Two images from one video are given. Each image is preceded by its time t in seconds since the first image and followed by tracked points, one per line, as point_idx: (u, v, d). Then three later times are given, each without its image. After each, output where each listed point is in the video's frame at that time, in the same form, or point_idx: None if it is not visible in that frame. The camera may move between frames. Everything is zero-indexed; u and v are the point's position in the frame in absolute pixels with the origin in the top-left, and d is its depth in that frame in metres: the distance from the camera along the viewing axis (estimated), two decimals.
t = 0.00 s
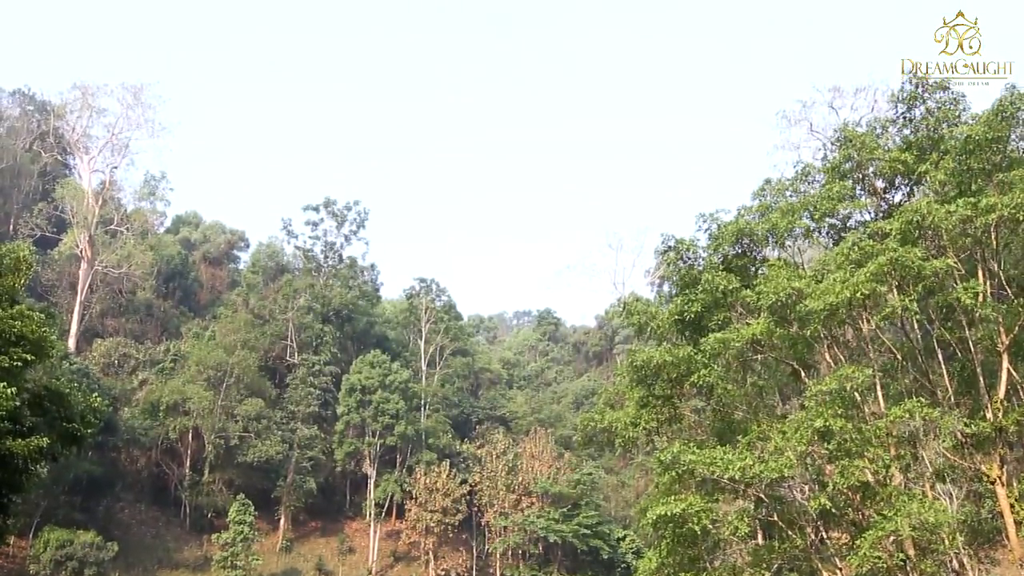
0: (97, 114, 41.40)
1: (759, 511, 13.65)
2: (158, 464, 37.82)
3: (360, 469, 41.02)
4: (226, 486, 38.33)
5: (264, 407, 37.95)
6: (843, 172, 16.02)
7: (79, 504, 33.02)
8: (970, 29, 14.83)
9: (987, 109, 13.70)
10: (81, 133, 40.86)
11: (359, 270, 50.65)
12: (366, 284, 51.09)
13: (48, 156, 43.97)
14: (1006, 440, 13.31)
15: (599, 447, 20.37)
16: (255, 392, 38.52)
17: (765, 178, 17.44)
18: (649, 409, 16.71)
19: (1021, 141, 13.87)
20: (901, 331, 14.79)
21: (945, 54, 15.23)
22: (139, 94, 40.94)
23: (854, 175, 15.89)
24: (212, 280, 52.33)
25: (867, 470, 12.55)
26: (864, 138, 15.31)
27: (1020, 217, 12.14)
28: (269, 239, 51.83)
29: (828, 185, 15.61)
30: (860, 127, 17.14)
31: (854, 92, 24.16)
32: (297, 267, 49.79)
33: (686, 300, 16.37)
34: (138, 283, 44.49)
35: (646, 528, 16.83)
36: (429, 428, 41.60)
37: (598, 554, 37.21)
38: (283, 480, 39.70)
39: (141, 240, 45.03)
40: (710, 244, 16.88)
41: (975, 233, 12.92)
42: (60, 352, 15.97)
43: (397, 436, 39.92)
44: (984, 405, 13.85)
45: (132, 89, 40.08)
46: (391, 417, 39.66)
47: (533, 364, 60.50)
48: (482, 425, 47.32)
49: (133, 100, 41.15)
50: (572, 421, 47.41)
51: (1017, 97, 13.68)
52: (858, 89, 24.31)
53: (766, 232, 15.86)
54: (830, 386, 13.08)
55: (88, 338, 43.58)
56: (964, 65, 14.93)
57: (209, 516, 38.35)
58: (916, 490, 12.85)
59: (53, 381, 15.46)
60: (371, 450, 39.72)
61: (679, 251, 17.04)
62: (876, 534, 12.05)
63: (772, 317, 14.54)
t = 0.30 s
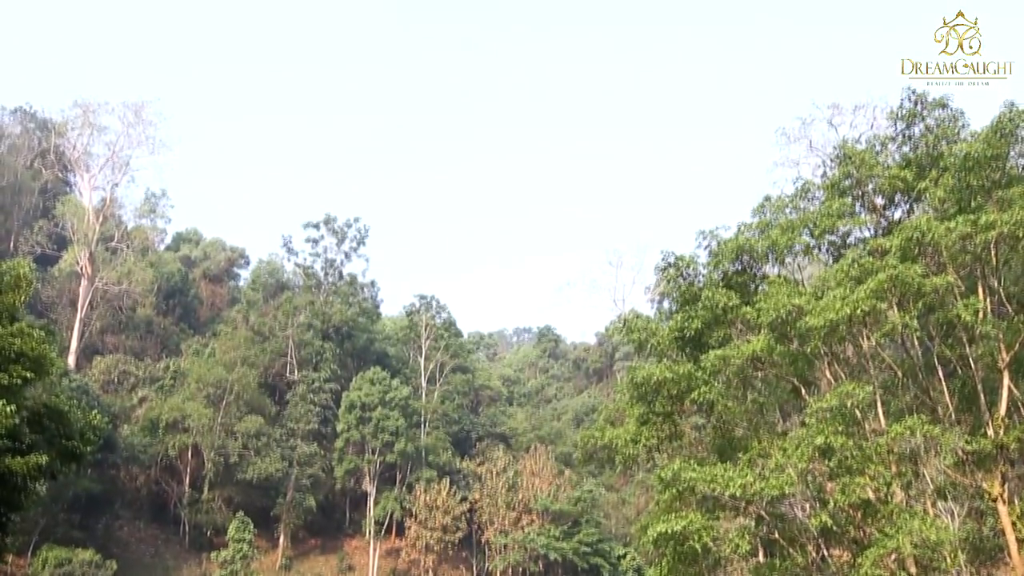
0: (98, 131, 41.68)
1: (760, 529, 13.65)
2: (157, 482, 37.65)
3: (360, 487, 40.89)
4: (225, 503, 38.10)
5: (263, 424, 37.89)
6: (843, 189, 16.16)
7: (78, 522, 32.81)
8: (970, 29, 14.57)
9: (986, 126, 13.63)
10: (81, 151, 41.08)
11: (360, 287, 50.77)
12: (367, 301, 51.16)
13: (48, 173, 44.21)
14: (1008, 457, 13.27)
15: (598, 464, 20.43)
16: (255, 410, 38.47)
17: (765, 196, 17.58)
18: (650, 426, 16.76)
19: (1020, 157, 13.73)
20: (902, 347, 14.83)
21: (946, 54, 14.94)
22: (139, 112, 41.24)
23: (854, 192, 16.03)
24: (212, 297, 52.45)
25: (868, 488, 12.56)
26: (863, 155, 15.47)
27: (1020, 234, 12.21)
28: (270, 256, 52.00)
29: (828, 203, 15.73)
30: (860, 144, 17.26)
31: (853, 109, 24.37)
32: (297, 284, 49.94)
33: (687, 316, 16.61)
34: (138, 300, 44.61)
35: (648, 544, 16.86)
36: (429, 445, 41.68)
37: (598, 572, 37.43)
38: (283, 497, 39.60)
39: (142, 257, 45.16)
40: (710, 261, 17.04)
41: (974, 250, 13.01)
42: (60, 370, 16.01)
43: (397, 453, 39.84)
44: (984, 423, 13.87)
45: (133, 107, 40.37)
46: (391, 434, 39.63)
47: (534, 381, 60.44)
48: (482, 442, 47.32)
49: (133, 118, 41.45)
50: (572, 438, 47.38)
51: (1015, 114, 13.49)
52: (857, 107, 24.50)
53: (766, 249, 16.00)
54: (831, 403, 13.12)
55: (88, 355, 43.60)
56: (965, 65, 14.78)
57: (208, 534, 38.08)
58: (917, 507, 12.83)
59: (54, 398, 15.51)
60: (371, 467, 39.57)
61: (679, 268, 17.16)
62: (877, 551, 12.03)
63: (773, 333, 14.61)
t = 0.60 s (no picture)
0: (99, 150, 41.96)
1: (762, 548, 13.66)
2: (156, 501, 37.50)
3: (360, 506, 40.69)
4: (224, 522, 38.00)
5: (263, 442, 37.80)
6: (843, 207, 16.32)
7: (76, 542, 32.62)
8: (970, 29, 14.90)
9: (985, 144, 13.81)
10: (82, 170, 41.34)
11: (360, 305, 50.84)
12: (366, 319, 51.16)
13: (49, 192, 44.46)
14: (1010, 475, 13.27)
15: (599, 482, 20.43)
16: (255, 428, 38.44)
17: (765, 214, 17.75)
18: (650, 445, 16.82)
19: (1020, 175, 13.94)
20: (902, 365, 14.86)
21: (946, 54, 15.23)
22: (140, 131, 41.55)
23: (853, 211, 16.20)
24: (212, 315, 52.54)
25: (868, 506, 12.60)
26: (862, 173, 15.62)
27: (1020, 251, 12.33)
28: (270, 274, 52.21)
29: (828, 221, 15.86)
30: (859, 162, 17.42)
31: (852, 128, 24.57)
32: (297, 302, 50.04)
33: (686, 335, 16.62)
34: (138, 318, 44.71)
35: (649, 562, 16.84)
36: (430, 464, 41.66)
37: None
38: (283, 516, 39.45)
39: (142, 275, 45.25)
40: (710, 279, 17.20)
41: (974, 267, 13.08)
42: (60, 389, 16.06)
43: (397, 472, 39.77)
44: (985, 440, 13.89)
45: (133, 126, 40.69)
46: (391, 452, 39.58)
47: (534, 399, 60.30)
48: (482, 461, 47.21)
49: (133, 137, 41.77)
50: (572, 457, 47.21)
51: (1012, 133, 13.73)
52: (857, 125, 24.62)
53: (766, 267, 16.14)
54: (832, 421, 13.18)
55: (88, 374, 43.60)
56: (964, 65, 15.08)
57: (207, 553, 37.77)
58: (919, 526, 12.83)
59: (52, 416, 15.55)
60: (371, 486, 39.43)
61: (679, 286, 17.29)
62: (879, 569, 12.03)
63: (773, 351, 14.69)
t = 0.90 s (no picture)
0: (100, 168, 42.23)
1: (763, 567, 13.66)
2: (155, 518, 37.27)
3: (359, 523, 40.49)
4: (224, 539, 37.68)
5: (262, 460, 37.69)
6: (842, 224, 16.48)
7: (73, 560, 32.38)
8: (969, 29, 15.43)
9: (984, 162, 14.02)
10: (83, 187, 41.57)
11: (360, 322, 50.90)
12: (366, 336, 51.20)
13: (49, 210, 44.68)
14: (1012, 493, 13.30)
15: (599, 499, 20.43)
16: (254, 446, 38.46)
17: (765, 231, 17.92)
18: (651, 462, 16.83)
19: (1019, 193, 14.17)
20: (903, 383, 14.89)
21: (946, 53, 15.82)
22: (141, 149, 41.86)
23: (853, 227, 16.36)
24: (212, 332, 52.59)
25: (870, 524, 12.59)
26: (861, 191, 15.79)
27: (1019, 268, 12.42)
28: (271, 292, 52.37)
29: (828, 238, 16.01)
30: (858, 179, 17.60)
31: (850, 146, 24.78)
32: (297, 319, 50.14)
33: (686, 352, 16.71)
34: (138, 335, 44.79)
35: None
36: (429, 481, 41.58)
37: None
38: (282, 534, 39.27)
39: (142, 292, 45.31)
40: (709, 295, 17.28)
41: (974, 284, 13.15)
42: (59, 406, 16.12)
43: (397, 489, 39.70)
44: (986, 458, 13.91)
45: (134, 144, 40.99)
46: (391, 470, 39.48)
47: (534, 416, 60.27)
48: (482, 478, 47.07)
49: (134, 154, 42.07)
50: (572, 474, 47.05)
51: (1012, 150, 13.98)
52: (855, 143, 24.86)
53: (766, 283, 16.26)
54: (832, 439, 13.25)
55: (87, 391, 43.57)
56: (964, 65, 15.60)
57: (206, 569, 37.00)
58: (920, 545, 12.80)
59: (51, 434, 15.63)
60: (371, 503, 39.35)
61: (679, 303, 17.42)
62: None
63: (773, 369, 14.78)
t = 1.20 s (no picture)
0: (100, 185, 42.52)
1: None
2: (154, 537, 36.98)
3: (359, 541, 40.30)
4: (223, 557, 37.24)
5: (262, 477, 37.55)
6: (842, 241, 16.60)
7: None
8: (969, 30, 15.17)
9: (983, 179, 14.16)
10: (83, 205, 41.81)
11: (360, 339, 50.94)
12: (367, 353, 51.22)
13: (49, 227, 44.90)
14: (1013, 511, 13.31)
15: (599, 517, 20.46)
16: (254, 464, 38.49)
17: (765, 247, 18.07)
18: (652, 480, 16.79)
19: (1019, 210, 14.37)
20: (904, 400, 14.92)
21: (945, 54, 15.49)
22: (141, 166, 42.12)
23: (852, 245, 16.49)
24: (212, 349, 52.60)
25: (871, 542, 12.56)
26: (861, 208, 15.94)
27: (1019, 285, 12.54)
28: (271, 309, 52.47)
29: (827, 256, 16.15)
30: (857, 196, 17.76)
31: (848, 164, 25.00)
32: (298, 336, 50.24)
33: (686, 369, 16.79)
34: (138, 352, 44.83)
35: None
36: (429, 498, 41.48)
37: None
38: (282, 553, 39.06)
39: (142, 310, 45.37)
40: (710, 313, 17.40)
41: (974, 301, 13.26)
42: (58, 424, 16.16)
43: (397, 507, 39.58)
44: (988, 476, 13.93)
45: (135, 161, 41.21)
46: (391, 487, 39.38)
47: (534, 433, 60.25)
48: (482, 496, 46.93)
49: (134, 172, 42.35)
50: (573, 492, 46.92)
51: (1010, 167, 14.16)
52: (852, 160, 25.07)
53: (765, 301, 16.30)
54: (833, 456, 13.26)
55: (86, 409, 43.52)
56: (964, 65, 15.28)
57: None
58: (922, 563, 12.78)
59: (49, 452, 15.65)
60: (370, 521, 39.16)
61: (679, 320, 17.52)
62: None
63: (773, 386, 14.85)
